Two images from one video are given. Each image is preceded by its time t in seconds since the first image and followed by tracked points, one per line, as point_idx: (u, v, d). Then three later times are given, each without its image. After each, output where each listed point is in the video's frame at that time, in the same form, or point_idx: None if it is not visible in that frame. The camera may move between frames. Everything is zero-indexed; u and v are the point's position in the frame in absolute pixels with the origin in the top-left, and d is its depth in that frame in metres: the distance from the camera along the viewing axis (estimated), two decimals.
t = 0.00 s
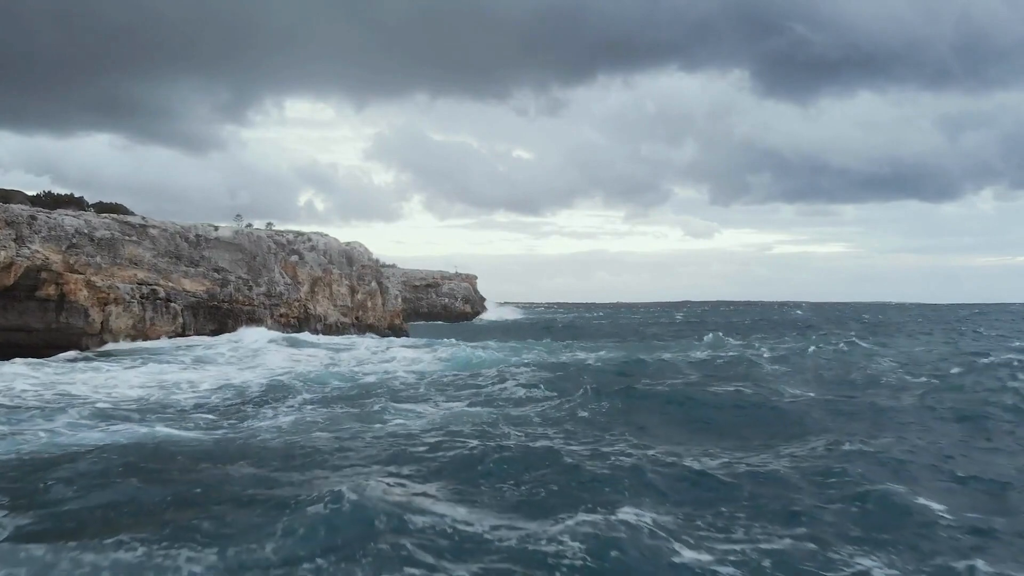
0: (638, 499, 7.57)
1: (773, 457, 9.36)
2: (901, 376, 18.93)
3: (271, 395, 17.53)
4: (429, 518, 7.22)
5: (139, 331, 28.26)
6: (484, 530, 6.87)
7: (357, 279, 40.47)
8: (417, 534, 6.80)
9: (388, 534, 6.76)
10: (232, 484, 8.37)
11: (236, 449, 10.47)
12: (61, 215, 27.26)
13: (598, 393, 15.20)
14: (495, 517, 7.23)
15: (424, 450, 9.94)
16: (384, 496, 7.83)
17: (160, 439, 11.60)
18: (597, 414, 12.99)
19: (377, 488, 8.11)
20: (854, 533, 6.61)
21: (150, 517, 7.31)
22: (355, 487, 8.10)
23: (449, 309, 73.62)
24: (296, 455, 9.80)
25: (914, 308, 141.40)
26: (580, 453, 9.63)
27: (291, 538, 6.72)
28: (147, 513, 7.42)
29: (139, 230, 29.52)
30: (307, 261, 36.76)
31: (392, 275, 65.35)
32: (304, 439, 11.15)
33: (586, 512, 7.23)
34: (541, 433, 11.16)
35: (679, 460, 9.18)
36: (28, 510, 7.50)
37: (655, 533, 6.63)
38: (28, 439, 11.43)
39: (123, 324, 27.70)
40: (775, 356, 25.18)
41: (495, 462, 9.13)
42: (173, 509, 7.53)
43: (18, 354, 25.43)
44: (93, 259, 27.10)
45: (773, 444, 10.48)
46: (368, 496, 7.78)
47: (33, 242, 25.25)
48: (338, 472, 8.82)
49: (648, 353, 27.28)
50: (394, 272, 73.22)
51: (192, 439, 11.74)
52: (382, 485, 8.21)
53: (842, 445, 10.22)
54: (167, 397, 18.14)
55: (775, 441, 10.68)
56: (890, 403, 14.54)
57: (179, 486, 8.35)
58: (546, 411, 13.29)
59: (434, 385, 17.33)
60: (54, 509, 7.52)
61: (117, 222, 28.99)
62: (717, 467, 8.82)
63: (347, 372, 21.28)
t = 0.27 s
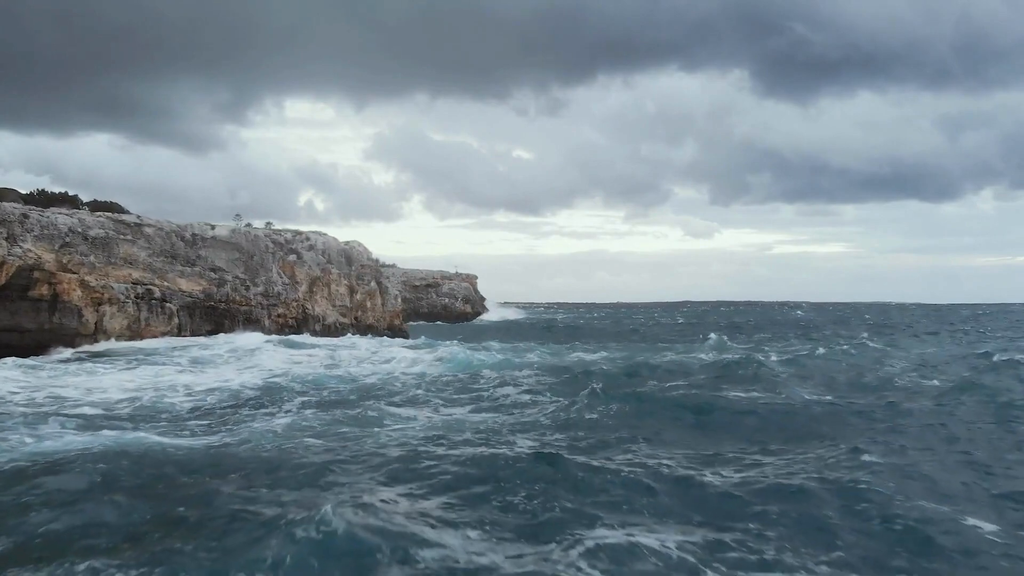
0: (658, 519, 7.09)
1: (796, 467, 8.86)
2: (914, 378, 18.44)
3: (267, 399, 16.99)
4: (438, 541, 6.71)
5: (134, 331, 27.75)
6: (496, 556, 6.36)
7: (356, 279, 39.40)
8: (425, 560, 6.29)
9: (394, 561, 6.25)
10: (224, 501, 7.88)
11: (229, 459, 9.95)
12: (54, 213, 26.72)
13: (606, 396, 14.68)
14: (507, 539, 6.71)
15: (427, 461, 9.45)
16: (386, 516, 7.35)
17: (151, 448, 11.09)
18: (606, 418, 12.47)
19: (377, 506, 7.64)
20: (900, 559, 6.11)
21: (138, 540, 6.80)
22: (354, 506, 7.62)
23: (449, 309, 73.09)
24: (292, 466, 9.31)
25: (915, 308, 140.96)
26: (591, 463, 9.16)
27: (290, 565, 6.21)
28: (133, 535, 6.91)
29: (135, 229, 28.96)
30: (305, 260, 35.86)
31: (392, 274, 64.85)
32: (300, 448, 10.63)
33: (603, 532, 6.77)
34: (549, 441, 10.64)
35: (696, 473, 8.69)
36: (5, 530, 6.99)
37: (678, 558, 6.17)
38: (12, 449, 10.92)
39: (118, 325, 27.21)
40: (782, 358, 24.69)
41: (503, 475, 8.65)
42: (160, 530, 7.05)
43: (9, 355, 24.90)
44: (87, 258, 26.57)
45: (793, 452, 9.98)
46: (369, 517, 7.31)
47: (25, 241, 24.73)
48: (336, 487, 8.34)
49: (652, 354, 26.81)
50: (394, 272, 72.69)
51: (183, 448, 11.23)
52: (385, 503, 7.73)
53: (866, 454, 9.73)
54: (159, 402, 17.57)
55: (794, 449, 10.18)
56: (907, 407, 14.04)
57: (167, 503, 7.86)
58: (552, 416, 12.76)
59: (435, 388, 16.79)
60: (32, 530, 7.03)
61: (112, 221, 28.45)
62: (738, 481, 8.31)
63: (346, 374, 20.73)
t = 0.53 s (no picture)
0: (681, 542, 6.58)
1: (822, 480, 8.35)
2: (930, 381, 17.91)
3: (263, 403, 16.44)
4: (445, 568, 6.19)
5: (128, 332, 27.21)
6: None
7: (355, 279, 38.34)
8: None
9: None
10: (213, 520, 7.38)
11: (220, 470, 9.44)
12: (47, 212, 26.24)
13: (614, 400, 14.15)
14: (520, 566, 6.17)
15: (430, 472, 8.93)
16: (387, 536, 6.85)
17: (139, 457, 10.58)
18: (615, 424, 11.95)
19: (378, 524, 7.14)
20: None
21: (119, 566, 6.29)
22: (353, 525, 7.13)
23: (450, 309, 72.53)
24: (287, 478, 8.80)
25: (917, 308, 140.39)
26: (603, 476, 8.65)
27: None
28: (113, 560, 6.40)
29: (129, 228, 28.44)
30: (303, 260, 34.77)
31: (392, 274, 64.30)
32: (295, 457, 10.09)
33: (623, 558, 6.25)
34: (558, 451, 10.11)
35: (715, 486, 8.19)
36: None
37: None
38: None
39: (112, 325, 26.68)
40: (791, 360, 24.15)
41: (511, 490, 8.13)
42: (143, 554, 6.54)
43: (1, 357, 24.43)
44: (80, 257, 26.05)
45: (816, 461, 9.47)
46: (370, 538, 6.80)
47: (16, 240, 24.26)
48: (333, 502, 7.83)
49: (657, 356, 26.29)
50: (394, 272, 72.18)
51: (173, 458, 10.71)
52: (385, 521, 7.23)
53: (893, 465, 9.22)
54: (151, 407, 17.04)
55: (815, 457, 9.67)
56: (927, 412, 13.53)
57: (152, 522, 7.35)
58: (561, 422, 12.20)
59: (437, 390, 16.22)
60: (5, 554, 6.53)
61: (106, 220, 27.95)
62: (761, 496, 7.80)
63: (344, 376, 20.13)
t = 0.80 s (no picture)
0: (709, 567, 6.10)
1: (851, 496, 7.89)
2: (948, 385, 17.32)
3: (260, 406, 15.88)
4: None
5: (122, 333, 26.65)
6: None
7: (354, 279, 37.37)
8: None
9: None
10: (200, 542, 6.87)
11: (211, 482, 8.91)
12: (39, 211, 25.77)
13: (624, 404, 13.58)
14: None
15: (434, 488, 8.36)
16: (389, 562, 6.35)
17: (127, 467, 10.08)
18: (628, 431, 11.38)
19: (380, 548, 6.63)
20: None
21: None
22: (352, 549, 6.62)
23: (450, 309, 72.01)
24: (281, 493, 8.27)
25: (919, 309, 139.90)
26: (619, 492, 8.11)
27: None
28: None
29: (124, 227, 27.91)
30: (302, 259, 33.68)
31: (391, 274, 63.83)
32: (291, 467, 9.55)
33: None
34: (569, 462, 9.53)
35: (739, 505, 7.65)
36: None
37: None
38: None
39: (105, 326, 26.15)
40: (802, 363, 23.56)
41: (521, 509, 7.60)
42: None
43: None
44: (73, 257, 25.55)
45: (842, 474, 8.93)
46: (373, 563, 6.32)
47: (7, 239, 23.79)
48: (330, 521, 7.31)
49: (664, 358, 25.72)
50: (394, 273, 71.64)
51: (163, 467, 10.19)
52: (385, 545, 6.70)
53: (926, 480, 8.66)
54: (144, 411, 16.50)
55: (842, 470, 9.12)
56: (948, 418, 13.06)
57: (139, 543, 6.88)
58: (571, 430, 11.60)
59: (441, 394, 15.58)
60: None
61: (101, 218, 27.43)
62: (789, 516, 7.28)
63: (344, 378, 19.49)
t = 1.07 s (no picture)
0: None
1: (880, 515, 7.43)
2: (967, 388, 16.78)
3: (256, 410, 15.35)
4: None
5: (117, 334, 26.13)
6: None
7: (351, 280, 35.81)
8: None
9: None
10: (185, 566, 6.39)
11: (200, 495, 8.41)
12: (32, 209, 25.31)
13: (634, 409, 13.05)
14: None
15: (437, 505, 7.84)
16: None
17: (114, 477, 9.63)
18: (640, 438, 10.85)
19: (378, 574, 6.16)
20: None
21: None
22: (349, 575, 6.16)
23: (451, 309, 71.51)
24: (274, 509, 7.78)
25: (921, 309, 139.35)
26: (634, 510, 7.60)
27: None
28: None
29: (119, 226, 27.38)
30: (300, 258, 32.57)
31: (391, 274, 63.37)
32: (286, 478, 9.01)
33: None
34: (581, 474, 8.98)
35: (763, 524, 7.15)
36: None
37: None
38: None
39: (99, 327, 25.64)
40: (812, 364, 23.02)
41: (530, 532, 7.08)
42: None
43: None
44: (66, 256, 25.08)
45: (870, 488, 8.43)
46: None
47: None
48: (325, 544, 6.80)
49: (671, 359, 25.18)
50: (394, 272, 71.10)
51: (152, 476, 9.69)
52: (384, 570, 6.24)
53: (960, 495, 8.15)
54: (137, 414, 15.99)
55: (869, 482, 8.61)
56: (971, 423, 12.57)
57: (120, 566, 6.41)
58: (581, 436, 11.02)
59: (444, 398, 14.96)
60: None
61: (95, 217, 26.91)
62: (818, 539, 6.78)
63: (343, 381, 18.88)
